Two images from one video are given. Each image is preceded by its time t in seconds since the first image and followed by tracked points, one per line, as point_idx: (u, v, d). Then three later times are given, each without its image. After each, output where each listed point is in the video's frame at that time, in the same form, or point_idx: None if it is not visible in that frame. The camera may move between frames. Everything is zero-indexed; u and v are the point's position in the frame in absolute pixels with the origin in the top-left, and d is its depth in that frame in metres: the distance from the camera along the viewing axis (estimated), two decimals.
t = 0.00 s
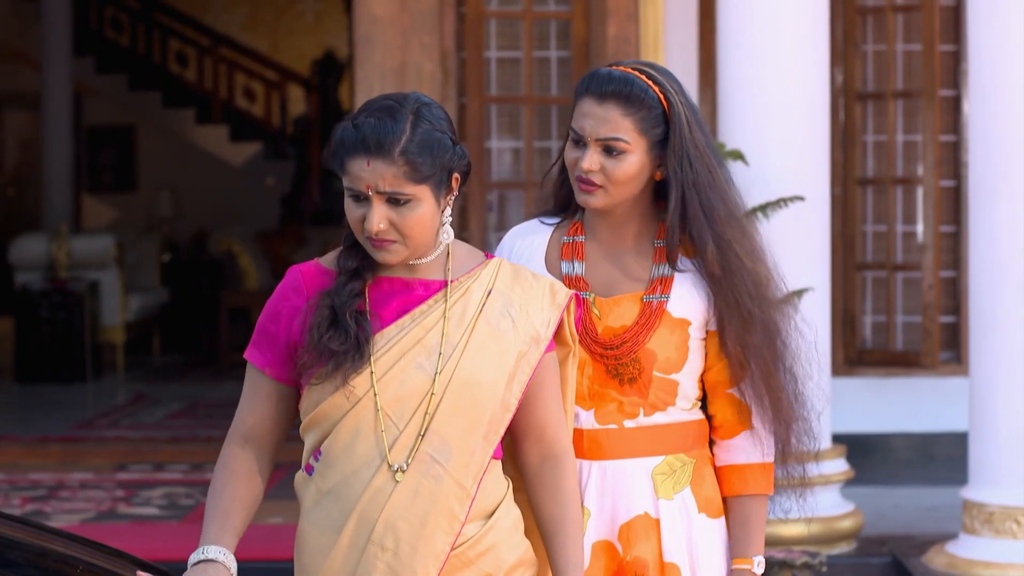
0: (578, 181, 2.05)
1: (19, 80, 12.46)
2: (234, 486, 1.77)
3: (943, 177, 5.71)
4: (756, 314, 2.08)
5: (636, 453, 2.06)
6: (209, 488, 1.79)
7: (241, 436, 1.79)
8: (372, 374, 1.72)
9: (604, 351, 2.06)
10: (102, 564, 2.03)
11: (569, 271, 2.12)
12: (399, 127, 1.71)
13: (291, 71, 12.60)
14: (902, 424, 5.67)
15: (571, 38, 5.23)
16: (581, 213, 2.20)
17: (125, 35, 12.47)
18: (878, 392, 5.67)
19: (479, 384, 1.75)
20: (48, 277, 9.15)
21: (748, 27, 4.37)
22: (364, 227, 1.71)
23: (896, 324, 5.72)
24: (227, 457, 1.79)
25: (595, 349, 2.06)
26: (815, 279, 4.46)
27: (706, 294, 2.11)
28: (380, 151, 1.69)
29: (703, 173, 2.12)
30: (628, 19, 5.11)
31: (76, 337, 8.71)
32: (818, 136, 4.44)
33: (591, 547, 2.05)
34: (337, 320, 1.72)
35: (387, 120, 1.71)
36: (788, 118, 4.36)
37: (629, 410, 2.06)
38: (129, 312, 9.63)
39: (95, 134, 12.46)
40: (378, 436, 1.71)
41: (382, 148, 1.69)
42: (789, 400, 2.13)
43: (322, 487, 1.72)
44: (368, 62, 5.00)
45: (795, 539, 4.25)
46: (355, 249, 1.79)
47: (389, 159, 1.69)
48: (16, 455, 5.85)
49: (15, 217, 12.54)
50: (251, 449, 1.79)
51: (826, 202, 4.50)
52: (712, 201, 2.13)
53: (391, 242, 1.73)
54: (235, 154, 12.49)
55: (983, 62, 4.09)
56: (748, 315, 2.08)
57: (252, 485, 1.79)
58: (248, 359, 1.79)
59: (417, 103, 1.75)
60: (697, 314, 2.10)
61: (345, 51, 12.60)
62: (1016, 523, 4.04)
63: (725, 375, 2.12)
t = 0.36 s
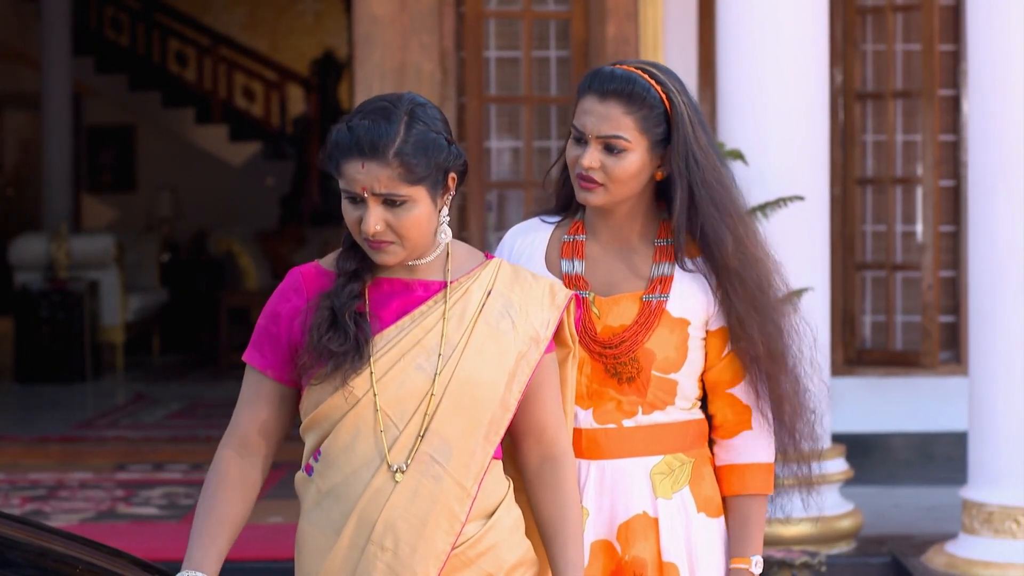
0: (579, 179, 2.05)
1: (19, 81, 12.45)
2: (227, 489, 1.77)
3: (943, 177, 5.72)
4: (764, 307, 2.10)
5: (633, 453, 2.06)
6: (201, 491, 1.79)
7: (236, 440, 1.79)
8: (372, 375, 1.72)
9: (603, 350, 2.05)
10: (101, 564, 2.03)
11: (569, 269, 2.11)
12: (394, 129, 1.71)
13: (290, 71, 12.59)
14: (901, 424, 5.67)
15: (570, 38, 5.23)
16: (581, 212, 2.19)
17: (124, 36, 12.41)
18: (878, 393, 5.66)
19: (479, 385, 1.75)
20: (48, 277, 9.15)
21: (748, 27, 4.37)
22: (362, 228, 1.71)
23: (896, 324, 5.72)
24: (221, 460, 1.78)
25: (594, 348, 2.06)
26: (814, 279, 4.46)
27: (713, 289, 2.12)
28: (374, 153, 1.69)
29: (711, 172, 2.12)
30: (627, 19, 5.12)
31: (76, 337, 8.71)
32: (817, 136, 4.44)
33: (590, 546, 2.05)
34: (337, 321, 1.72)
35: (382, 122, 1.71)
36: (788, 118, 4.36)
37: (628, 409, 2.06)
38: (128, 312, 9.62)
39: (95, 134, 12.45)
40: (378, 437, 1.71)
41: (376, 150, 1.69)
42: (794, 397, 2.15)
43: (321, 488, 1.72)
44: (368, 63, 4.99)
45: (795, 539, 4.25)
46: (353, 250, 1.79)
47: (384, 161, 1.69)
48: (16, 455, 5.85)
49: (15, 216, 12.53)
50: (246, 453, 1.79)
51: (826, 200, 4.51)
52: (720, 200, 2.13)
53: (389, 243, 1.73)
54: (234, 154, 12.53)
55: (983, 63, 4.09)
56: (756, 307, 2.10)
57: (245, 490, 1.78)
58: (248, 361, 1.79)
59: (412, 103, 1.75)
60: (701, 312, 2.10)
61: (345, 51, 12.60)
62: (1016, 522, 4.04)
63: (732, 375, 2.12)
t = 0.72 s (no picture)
0: (601, 165, 2.06)
1: (19, 81, 12.45)
2: (224, 490, 1.77)
3: (943, 177, 5.72)
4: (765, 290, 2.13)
5: (639, 453, 2.06)
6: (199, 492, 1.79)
7: (236, 441, 1.79)
8: (373, 376, 1.72)
9: (611, 347, 2.05)
10: (102, 564, 2.03)
11: (577, 264, 2.11)
12: (392, 129, 1.71)
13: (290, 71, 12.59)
14: (901, 424, 5.67)
15: (570, 38, 5.22)
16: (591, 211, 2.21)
17: (124, 36, 12.41)
18: (877, 393, 5.66)
19: (479, 387, 1.75)
20: (47, 277, 9.14)
21: (747, 28, 4.37)
22: (361, 229, 1.71)
23: (895, 324, 5.74)
24: (220, 460, 1.78)
25: (603, 345, 2.05)
26: (814, 279, 4.46)
27: (712, 282, 2.11)
28: (372, 154, 1.69)
29: (715, 158, 2.17)
30: (627, 19, 5.12)
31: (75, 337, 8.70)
32: (817, 136, 4.44)
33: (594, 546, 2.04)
34: (338, 323, 1.72)
35: (379, 122, 1.71)
36: (788, 119, 4.36)
37: (637, 409, 2.06)
38: (128, 312, 9.62)
39: (94, 134, 12.45)
40: (379, 439, 1.71)
41: (374, 151, 1.69)
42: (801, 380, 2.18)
43: (323, 490, 1.72)
44: (367, 63, 4.99)
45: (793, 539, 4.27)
46: (353, 251, 1.79)
47: (381, 161, 1.69)
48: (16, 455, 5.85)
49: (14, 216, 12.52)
50: (245, 455, 1.79)
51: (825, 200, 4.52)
52: (722, 188, 2.18)
53: (388, 245, 1.73)
54: (234, 154, 12.54)
55: (983, 63, 4.09)
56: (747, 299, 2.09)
57: (243, 491, 1.78)
58: (247, 361, 1.79)
59: (409, 103, 1.75)
60: (701, 313, 2.09)
61: (344, 51, 12.61)
62: (1016, 523, 4.05)
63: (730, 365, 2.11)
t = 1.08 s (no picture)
0: (608, 163, 2.07)
1: (17, 81, 12.44)
2: (218, 491, 1.77)
3: (941, 177, 5.72)
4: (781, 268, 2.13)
5: (664, 448, 2.08)
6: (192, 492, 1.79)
7: (227, 442, 1.78)
8: (371, 378, 1.71)
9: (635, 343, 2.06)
10: (100, 564, 2.02)
11: (597, 264, 2.12)
12: (388, 130, 1.70)
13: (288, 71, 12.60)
14: (900, 424, 5.67)
15: (568, 38, 5.22)
16: (604, 215, 2.21)
17: (122, 36, 12.33)
18: (874, 393, 5.66)
19: (476, 387, 1.75)
20: (46, 277, 9.14)
21: (744, 29, 4.37)
22: (358, 231, 1.71)
23: (893, 324, 5.74)
24: (212, 461, 1.78)
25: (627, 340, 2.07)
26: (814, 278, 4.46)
27: (733, 261, 2.12)
28: (369, 155, 1.69)
29: (722, 142, 2.18)
30: (625, 19, 5.13)
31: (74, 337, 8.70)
32: (814, 136, 4.44)
33: (620, 545, 2.04)
34: (333, 324, 1.71)
35: (375, 123, 1.71)
36: (786, 120, 4.37)
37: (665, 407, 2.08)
38: (127, 312, 9.61)
39: (92, 134, 12.44)
40: (378, 441, 1.71)
41: (371, 152, 1.69)
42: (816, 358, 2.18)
43: (321, 493, 1.72)
44: (365, 62, 4.98)
45: (791, 538, 4.29)
46: (344, 252, 1.78)
47: (379, 163, 1.69)
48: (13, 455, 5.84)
49: (12, 216, 12.51)
50: (236, 456, 1.78)
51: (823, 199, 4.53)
52: (735, 171, 2.19)
53: (383, 246, 1.73)
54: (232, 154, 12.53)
55: (981, 64, 4.09)
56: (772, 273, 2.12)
57: (236, 492, 1.78)
58: (238, 361, 1.77)
59: (404, 104, 1.74)
60: (722, 303, 2.10)
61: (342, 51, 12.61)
62: (1013, 522, 4.05)
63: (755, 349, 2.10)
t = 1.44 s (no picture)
0: (595, 176, 2.06)
1: (16, 81, 12.43)
2: (215, 489, 1.77)
3: (941, 177, 5.71)
4: (775, 263, 2.13)
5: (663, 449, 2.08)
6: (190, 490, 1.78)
7: (225, 441, 1.78)
8: (368, 376, 1.71)
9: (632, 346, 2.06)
10: (98, 564, 2.02)
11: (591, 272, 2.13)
12: (389, 126, 1.71)
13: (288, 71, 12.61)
14: (899, 424, 5.67)
15: (568, 38, 5.22)
16: (597, 220, 2.21)
17: (121, 36, 12.32)
18: (873, 394, 5.66)
19: (473, 384, 1.75)
20: (45, 277, 9.13)
21: (744, 29, 4.37)
22: (356, 227, 1.71)
23: (893, 324, 5.74)
24: (210, 460, 1.78)
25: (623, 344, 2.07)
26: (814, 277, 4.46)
27: (725, 255, 2.13)
28: (370, 151, 1.69)
29: (707, 144, 2.16)
30: (625, 19, 5.13)
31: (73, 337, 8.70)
32: (813, 135, 4.44)
33: (623, 545, 2.04)
34: (330, 321, 1.70)
35: (376, 120, 1.71)
36: (786, 120, 4.36)
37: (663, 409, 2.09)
38: (127, 312, 9.61)
39: (92, 134, 12.44)
40: (376, 439, 1.71)
41: (372, 148, 1.69)
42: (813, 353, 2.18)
43: (320, 491, 1.72)
44: (365, 62, 4.98)
45: (792, 538, 4.29)
46: (340, 251, 1.78)
47: (379, 159, 1.69)
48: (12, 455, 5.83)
49: (12, 216, 12.51)
50: (234, 455, 1.78)
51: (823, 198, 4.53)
52: (722, 169, 2.18)
53: (381, 243, 1.73)
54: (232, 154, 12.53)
55: (981, 64, 4.09)
56: (770, 266, 2.12)
57: (233, 491, 1.78)
58: (235, 359, 1.77)
59: (404, 102, 1.75)
60: (716, 301, 2.10)
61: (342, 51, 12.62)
62: (1013, 522, 4.05)
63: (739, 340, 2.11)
